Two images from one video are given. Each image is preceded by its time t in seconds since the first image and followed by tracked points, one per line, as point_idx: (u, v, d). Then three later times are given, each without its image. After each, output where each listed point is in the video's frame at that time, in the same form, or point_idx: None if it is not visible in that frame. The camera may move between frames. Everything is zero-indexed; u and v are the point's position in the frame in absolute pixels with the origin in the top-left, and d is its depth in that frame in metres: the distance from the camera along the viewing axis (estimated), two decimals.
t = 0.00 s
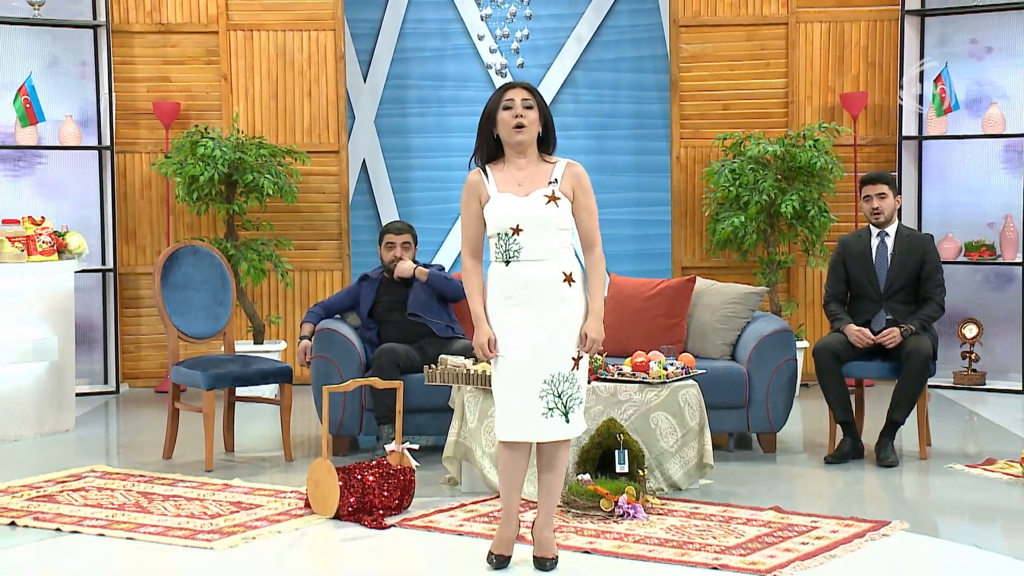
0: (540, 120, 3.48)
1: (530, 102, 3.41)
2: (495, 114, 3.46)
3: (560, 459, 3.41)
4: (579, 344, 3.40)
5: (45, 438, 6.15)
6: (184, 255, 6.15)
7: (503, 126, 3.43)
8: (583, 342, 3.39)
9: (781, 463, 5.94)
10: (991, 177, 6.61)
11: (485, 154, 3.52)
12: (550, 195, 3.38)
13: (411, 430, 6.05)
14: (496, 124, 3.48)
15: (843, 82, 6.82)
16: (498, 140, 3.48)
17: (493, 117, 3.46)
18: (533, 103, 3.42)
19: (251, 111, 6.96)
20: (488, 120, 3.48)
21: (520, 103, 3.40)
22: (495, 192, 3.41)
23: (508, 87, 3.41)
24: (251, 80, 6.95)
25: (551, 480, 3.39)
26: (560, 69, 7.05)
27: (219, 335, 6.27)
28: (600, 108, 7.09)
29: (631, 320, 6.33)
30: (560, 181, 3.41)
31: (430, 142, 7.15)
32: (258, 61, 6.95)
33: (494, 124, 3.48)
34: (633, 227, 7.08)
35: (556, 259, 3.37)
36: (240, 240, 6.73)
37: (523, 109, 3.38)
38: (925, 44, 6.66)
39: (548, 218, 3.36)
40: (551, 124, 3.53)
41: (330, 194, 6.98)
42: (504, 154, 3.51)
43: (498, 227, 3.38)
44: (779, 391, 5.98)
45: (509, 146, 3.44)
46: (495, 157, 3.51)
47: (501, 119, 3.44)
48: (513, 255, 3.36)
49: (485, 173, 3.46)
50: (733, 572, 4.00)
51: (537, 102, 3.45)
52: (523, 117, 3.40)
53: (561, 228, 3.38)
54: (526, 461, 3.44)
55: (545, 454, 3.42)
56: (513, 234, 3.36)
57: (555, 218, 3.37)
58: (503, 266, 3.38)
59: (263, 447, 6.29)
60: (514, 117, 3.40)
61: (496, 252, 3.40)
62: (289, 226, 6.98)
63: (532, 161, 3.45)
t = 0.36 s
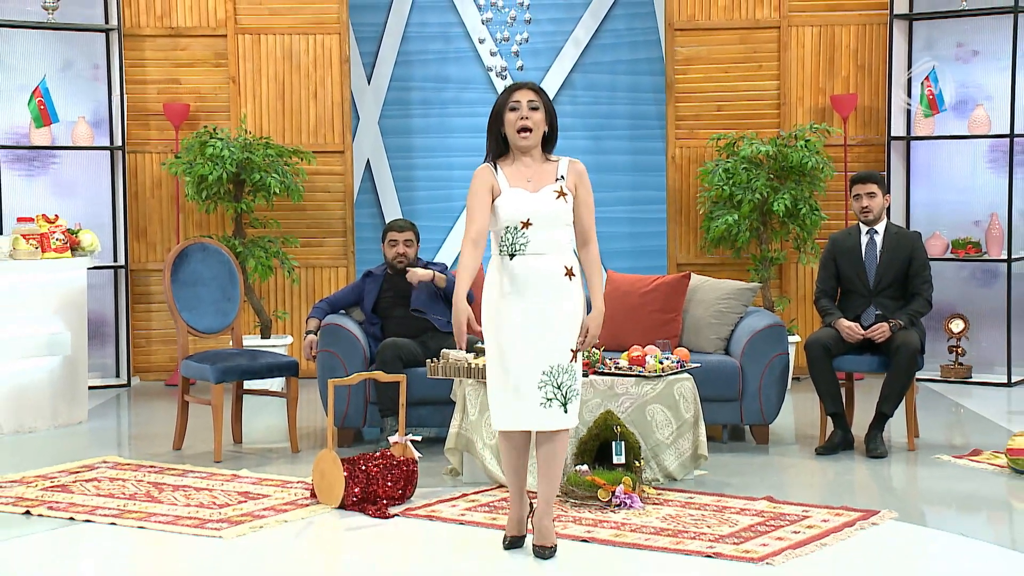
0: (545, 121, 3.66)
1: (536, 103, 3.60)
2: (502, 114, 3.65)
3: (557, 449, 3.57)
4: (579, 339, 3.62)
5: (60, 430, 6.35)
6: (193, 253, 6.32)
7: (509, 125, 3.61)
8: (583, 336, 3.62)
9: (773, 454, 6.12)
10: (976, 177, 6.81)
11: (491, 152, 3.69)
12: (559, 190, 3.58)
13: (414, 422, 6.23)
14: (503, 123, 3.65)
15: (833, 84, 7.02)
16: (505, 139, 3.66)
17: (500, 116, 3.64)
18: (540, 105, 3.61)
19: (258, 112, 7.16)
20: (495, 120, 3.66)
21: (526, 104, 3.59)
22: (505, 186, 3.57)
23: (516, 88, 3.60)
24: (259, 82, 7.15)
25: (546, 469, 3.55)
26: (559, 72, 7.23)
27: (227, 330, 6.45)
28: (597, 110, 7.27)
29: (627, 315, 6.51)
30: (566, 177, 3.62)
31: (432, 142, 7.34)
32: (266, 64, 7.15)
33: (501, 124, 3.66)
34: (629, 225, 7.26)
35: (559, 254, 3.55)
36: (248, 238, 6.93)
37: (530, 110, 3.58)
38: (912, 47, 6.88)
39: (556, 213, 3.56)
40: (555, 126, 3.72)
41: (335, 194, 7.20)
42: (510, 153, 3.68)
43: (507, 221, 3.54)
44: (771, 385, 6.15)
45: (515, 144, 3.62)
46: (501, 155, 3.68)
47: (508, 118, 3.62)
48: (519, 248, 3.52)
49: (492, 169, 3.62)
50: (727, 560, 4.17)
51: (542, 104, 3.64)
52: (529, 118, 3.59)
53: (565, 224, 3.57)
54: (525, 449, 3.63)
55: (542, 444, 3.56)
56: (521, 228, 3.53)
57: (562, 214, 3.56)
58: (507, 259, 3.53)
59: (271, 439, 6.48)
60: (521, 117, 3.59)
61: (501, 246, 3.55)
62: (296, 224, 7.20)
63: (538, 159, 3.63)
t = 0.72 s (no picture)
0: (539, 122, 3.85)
1: (529, 106, 3.79)
2: (498, 117, 3.84)
3: (551, 438, 3.74)
4: (570, 333, 3.83)
5: (73, 422, 6.55)
6: (202, 250, 6.51)
7: (504, 127, 3.80)
8: (573, 331, 3.83)
9: (765, 446, 6.30)
10: (963, 177, 7.02)
11: (489, 152, 3.88)
12: (554, 191, 3.77)
13: (417, 415, 6.41)
14: (498, 125, 3.84)
15: (824, 86, 7.21)
16: (501, 140, 3.85)
17: (495, 119, 3.84)
18: (533, 107, 3.80)
19: (265, 114, 7.35)
20: (491, 122, 3.85)
21: (520, 106, 3.78)
22: (502, 185, 3.74)
23: (510, 92, 3.79)
24: (266, 85, 7.35)
25: (541, 458, 3.73)
26: (558, 74, 7.42)
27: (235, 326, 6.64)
28: (595, 111, 7.45)
29: (624, 311, 6.70)
30: (561, 178, 3.81)
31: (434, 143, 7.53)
32: (272, 67, 7.34)
33: (498, 126, 3.85)
34: (625, 224, 7.46)
35: (552, 252, 3.74)
36: (255, 236, 7.12)
37: (523, 113, 3.76)
38: (901, 51, 7.07)
39: (551, 212, 3.75)
40: (548, 126, 3.91)
41: (340, 193, 7.39)
42: (507, 152, 3.86)
43: (503, 219, 3.72)
44: (763, 377, 6.35)
45: (511, 145, 3.81)
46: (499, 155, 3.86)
47: (502, 120, 3.81)
48: (514, 246, 3.71)
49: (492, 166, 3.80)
50: (720, 549, 4.34)
51: (536, 106, 3.83)
52: (523, 121, 3.78)
53: (558, 223, 3.76)
54: (521, 437, 3.83)
55: (538, 435, 3.73)
56: (518, 227, 3.71)
57: (556, 213, 3.76)
58: (502, 256, 3.73)
59: (277, 431, 6.68)
60: (515, 119, 3.78)
61: (497, 242, 3.74)
62: (302, 222, 7.40)
63: (533, 160, 3.82)
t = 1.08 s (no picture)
0: (534, 123, 4.03)
1: (523, 107, 3.97)
2: (493, 119, 4.02)
3: (547, 428, 3.93)
4: (565, 327, 4.01)
5: (86, 414, 6.74)
6: (211, 248, 6.68)
7: (500, 128, 3.98)
8: (569, 325, 4.02)
9: (758, 437, 6.49)
10: (951, 175, 7.23)
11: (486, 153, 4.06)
12: (549, 192, 3.97)
13: (419, 406, 6.60)
14: (494, 126, 4.02)
15: (816, 88, 7.40)
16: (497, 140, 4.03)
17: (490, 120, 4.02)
18: (527, 109, 3.98)
19: (272, 115, 7.55)
20: (487, 123, 4.03)
21: (514, 108, 3.96)
22: (498, 185, 3.93)
23: (504, 94, 3.97)
24: (272, 86, 7.54)
25: (539, 448, 3.92)
26: (556, 76, 7.61)
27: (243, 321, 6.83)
28: (593, 111, 7.65)
29: (621, 306, 6.89)
30: (555, 179, 4.01)
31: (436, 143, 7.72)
32: (279, 68, 7.53)
33: (493, 127, 4.03)
34: (622, 221, 7.66)
35: (548, 250, 3.93)
36: (262, 233, 7.31)
37: (518, 115, 3.95)
38: (891, 53, 7.26)
39: (547, 213, 3.94)
40: (544, 126, 4.07)
41: (345, 191, 7.57)
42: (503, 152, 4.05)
43: (500, 218, 3.91)
44: (757, 373, 6.51)
45: (507, 145, 4.00)
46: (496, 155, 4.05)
47: (497, 122, 3.99)
48: (511, 244, 3.89)
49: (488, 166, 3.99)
50: (715, 537, 4.52)
51: (530, 107, 4.01)
52: (517, 121, 3.96)
53: (552, 222, 3.96)
54: (518, 429, 4.01)
55: (535, 426, 3.92)
56: (514, 226, 3.90)
57: (551, 213, 3.95)
58: (499, 253, 3.90)
59: (284, 423, 6.87)
60: (509, 120, 3.96)
61: (494, 241, 3.92)
62: (308, 220, 7.59)
63: (529, 161, 4.02)
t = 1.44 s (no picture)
0: (532, 124, 4.23)
1: (521, 109, 4.17)
2: (492, 120, 4.22)
3: (546, 419, 4.13)
4: (564, 322, 4.20)
5: (98, 407, 6.95)
6: (219, 245, 6.88)
7: (498, 128, 4.18)
8: (568, 320, 4.21)
9: (751, 429, 6.68)
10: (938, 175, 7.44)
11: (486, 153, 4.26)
12: (547, 189, 4.15)
13: (422, 400, 6.80)
14: (493, 126, 4.22)
15: (807, 90, 7.61)
16: (496, 140, 4.23)
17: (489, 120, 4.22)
18: (525, 109, 4.18)
19: (278, 116, 7.76)
20: (486, 123, 4.23)
21: (513, 110, 4.16)
22: (496, 184, 4.14)
23: (502, 96, 4.17)
24: (279, 88, 7.75)
25: (538, 437, 4.12)
26: (555, 78, 7.82)
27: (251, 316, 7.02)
28: (591, 113, 7.86)
29: (617, 302, 7.10)
30: (553, 177, 4.20)
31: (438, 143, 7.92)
32: (285, 71, 7.74)
33: (492, 128, 4.23)
34: (619, 219, 7.86)
35: (547, 247, 4.12)
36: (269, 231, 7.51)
37: (516, 115, 4.15)
38: (880, 56, 7.47)
39: (544, 209, 4.13)
40: (541, 127, 4.28)
41: (350, 190, 7.78)
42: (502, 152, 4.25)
43: (499, 215, 4.12)
44: (750, 365, 6.73)
45: (505, 145, 4.20)
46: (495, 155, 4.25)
47: (496, 122, 4.19)
48: (510, 240, 4.09)
49: (488, 165, 4.20)
50: (709, 526, 4.70)
51: (527, 108, 4.21)
52: (516, 122, 4.16)
53: (551, 219, 4.15)
54: (519, 419, 4.21)
55: (535, 417, 4.11)
56: (513, 223, 4.10)
57: (548, 210, 4.14)
58: (498, 250, 4.11)
59: (291, 416, 7.07)
60: (508, 121, 4.16)
61: (494, 237, 4.13)
62: (313, 219, 7.79)
63: (527, 160, 4.21)
